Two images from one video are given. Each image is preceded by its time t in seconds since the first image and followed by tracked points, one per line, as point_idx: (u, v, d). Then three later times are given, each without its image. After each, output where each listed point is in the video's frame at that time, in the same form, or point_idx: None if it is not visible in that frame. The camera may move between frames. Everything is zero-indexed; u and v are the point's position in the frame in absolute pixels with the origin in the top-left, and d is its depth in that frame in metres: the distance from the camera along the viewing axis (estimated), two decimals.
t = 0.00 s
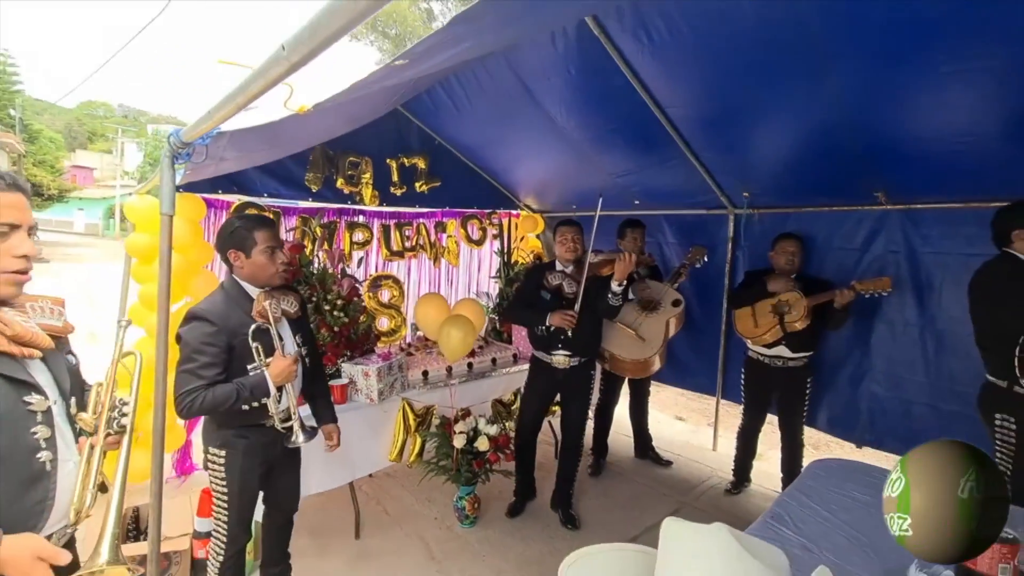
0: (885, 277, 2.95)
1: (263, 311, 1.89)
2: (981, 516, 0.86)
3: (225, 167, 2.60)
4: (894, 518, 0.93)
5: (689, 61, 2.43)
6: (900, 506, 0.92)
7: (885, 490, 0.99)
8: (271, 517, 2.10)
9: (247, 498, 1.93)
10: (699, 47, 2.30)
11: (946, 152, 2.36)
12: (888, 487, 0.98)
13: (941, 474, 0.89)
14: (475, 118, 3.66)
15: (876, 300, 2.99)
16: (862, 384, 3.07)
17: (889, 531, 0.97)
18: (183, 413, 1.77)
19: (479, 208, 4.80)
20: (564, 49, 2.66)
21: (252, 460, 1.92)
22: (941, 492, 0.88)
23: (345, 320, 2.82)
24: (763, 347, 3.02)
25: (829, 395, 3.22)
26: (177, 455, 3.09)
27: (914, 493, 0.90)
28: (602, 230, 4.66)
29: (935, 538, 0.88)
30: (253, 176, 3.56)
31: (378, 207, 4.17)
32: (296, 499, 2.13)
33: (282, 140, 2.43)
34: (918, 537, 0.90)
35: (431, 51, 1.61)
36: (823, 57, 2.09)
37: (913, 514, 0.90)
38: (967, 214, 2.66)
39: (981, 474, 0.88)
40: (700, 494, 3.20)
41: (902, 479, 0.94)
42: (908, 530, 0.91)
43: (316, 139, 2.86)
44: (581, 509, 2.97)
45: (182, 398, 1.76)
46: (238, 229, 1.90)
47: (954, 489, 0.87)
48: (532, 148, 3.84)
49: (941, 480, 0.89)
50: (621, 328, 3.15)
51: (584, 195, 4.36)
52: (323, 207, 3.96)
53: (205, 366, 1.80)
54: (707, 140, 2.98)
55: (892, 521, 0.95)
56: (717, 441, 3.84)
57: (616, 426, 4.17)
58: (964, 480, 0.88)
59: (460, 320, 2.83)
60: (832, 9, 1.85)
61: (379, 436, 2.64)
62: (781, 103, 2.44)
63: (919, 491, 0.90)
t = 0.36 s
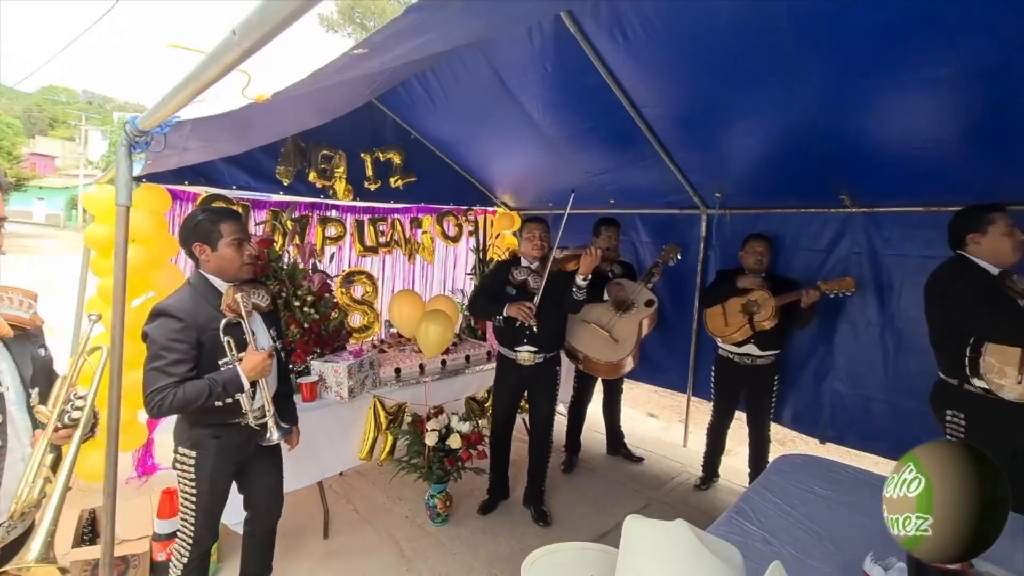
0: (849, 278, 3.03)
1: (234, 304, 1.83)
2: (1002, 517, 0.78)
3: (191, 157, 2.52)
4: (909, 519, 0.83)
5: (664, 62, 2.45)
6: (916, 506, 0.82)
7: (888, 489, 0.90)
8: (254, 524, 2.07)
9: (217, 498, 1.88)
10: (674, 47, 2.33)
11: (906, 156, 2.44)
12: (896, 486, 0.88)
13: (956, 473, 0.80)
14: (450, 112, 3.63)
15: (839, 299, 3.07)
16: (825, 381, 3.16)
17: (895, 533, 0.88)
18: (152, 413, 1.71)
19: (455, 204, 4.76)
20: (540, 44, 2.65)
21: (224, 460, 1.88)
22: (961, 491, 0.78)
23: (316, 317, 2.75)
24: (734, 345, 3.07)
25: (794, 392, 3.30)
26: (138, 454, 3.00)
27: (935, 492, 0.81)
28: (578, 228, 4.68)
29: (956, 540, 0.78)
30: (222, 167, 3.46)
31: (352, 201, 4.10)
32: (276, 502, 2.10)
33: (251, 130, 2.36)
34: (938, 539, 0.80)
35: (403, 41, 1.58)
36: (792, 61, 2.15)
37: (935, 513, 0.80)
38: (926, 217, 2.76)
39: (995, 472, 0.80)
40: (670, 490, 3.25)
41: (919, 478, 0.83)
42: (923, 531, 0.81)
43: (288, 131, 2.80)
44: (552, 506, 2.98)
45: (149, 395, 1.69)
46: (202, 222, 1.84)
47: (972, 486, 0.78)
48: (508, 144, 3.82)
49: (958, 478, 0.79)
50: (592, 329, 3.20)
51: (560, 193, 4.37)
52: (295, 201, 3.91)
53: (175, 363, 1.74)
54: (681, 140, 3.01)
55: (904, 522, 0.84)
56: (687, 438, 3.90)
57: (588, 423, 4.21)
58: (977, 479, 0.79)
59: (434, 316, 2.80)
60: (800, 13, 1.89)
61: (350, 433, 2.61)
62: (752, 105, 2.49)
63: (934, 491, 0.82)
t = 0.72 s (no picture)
0: (764, 276, 3.20)
1: (140, 290, 1.69)
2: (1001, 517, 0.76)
3: (87, 140, 2.31)
4: (928, 519, 0.77)
5: (591, 62, 2.50)
6: (934, 507, 0.77)
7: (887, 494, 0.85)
8: (167, 534, 1.89)
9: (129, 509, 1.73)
10: (599, 47, 2.38)
11: (812, 161, 2.61)
12: (909, 488, 0.81)
13: (961, 469, 0.78)
14: (383, 104, 3.54)
15: (756, 296, 3.24)
16: (743, 374, 3.32)
17: (900, 535, 0.82)
18: (53, 406, 1.56)
19: (391, 200, 4.65)
20: (470, 37, 2.63)
21: (138, 464, 1.73)
22: (966, 490, 0.76)
23: (231, 315, 2.60)
24: (658, 341, 3.19)
25: (715, 385, 3.45)
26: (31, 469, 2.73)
27: (953, 493, 0.76)
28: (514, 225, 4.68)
29: (967, 536, 0.76)
30: (129, 153, 3.20)
31: (278, 194, 3.91)
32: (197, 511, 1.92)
33: (155, 113, 2.19)
34: (955, 540, 0.76)
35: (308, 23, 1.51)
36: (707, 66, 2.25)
37: (957, 513, 0.75)
38: (830, 220, 2.95)
39: (992, 466, 0.78)
40: (599, 483, 3.32)
41: (939, 478, 0.77)
42: (944, 531, 0.77)
43: (200, 116, 2.62)
44: (482, 504, 2.97)
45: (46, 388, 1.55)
46: (107, 213, 1.69)
47: (973, 485, 0.76)
48: (443, 139, 3.77)
49: (964, 475, 0.77)
50: (522, 325, 3.22)
51: (497, 190, 4.36)
52: (215, 191, 3.65)
53: (73, 352, 1.59)
54: (611, 140, 3.08)
55: (920, 523, 0.78)
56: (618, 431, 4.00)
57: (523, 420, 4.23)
58: (978, 479, 0.77)
59: (361, 312, 2.74)
60: (712, 17, 2.00)
61: (268, 436, 2.48)
62: (675, 108, 2.58)
63: (952, 492, 0.77)
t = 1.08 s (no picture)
0: (683, 274, 3.31)
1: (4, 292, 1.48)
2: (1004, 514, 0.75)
3: None
4: (953, 519, 0.77)
5: (511, 59, 2.47)
6: (957, 507, 0.76)
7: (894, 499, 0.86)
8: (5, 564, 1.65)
9: None
10: (518, 44, 2.36)
11: (723, 164, 2.71)
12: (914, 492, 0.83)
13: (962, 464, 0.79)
14: (300, 95, 3.36)
15: (675, 294, 3.34)
16: (664, 370, 3.42)
17: (911, 534, 0.82)
18: None
19: (314, 196, 4.44)
20: (387, 28, 2.53)
21: None
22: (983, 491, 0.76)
23: (119, 320, 2.36)
24: (583, 339, 3.24)
25: (639, 380, 3.53)
26: None
27: (972, 494, 0.76)
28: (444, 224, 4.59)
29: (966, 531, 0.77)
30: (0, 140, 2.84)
31: (185, 188, 3.63)
32: (42, 542, 1.70)
33: (18, 94, 1.94)
34: (969, 537, 0.76)
35: None
36: (622, 66, 2.28)
37: (977, 513, 0.76)
38: (741, 220, 3.08)
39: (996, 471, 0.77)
40: (527, 483, 3.31)
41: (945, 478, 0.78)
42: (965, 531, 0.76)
43: (84, 101, 2.37)
44: (406, 511, 2.88)
45: None
46: None
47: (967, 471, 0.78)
48: (367, 135, 3.64)
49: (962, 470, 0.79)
50: (447, 330, 3.20)
51: (425, 188, 4.26)
52: (111, 185, 3.33)
53: None
54: (535, 139, 3.07)
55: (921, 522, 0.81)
56: (547, 430, 4.02)
57: (454, 423, 4.16)
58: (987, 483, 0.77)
59: (268, 314, 2.62)
60: (624, 17, 2.03)
61: (163, 451, 2.28)
62: (594, 108, 2.61)
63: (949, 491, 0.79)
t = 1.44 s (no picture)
0: (664, 268, 3.30)
1: None
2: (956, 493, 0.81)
3: None
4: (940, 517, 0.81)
5: (484, 54, 2.44)
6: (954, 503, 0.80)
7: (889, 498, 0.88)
8: None
9: None
10: (490, 38, 2.33)
11: (700, 157, 2.71)
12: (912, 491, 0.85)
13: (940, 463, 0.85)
14: (273, 95, 3.30)
15: (656, 288, 3.34)
16: (647, 365, 3.41)
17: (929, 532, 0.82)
18: None
19: (292, 198, 4.37)
20: (358, 25, 2.49)
21: None
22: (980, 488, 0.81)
23: (85, 328, 2.30)
24: (565, 336, 3.23)
25: (623, 376, 3.52)
26: None
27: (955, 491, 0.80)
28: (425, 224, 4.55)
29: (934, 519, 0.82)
30: None
31: (157, 192, 3.55)
32: None
33: None
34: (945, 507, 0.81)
35: None
36: (595, 59, 2.26)
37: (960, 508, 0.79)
38: (721, 213, 3.08)
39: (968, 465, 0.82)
40: (513, 482, 3.29)
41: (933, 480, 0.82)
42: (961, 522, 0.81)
43: (45, 104, 2.30)
44: (389, 515, 2.84)
45: None
46: None
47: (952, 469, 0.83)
48: (343, 135, 3.59)
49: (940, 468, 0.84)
50: (427, 326, 3.19)
51: (405, 188, 4.22)
52: (78, 192, 3.26)
53: None
54: (513, 136, 3.04)
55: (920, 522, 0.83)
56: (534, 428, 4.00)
57: (439, 424, 4.12)
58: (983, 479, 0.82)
59: (235, 317, 2.53)
60: (595, 9, 2.01)
61: (134, 462, 2.22)
62: (570, 103, 2.59)
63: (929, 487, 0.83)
